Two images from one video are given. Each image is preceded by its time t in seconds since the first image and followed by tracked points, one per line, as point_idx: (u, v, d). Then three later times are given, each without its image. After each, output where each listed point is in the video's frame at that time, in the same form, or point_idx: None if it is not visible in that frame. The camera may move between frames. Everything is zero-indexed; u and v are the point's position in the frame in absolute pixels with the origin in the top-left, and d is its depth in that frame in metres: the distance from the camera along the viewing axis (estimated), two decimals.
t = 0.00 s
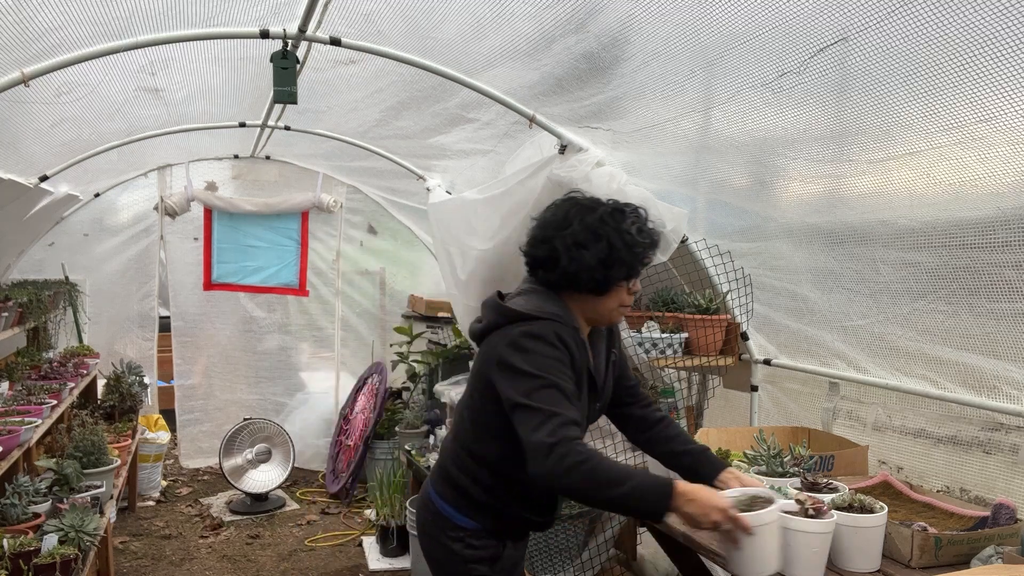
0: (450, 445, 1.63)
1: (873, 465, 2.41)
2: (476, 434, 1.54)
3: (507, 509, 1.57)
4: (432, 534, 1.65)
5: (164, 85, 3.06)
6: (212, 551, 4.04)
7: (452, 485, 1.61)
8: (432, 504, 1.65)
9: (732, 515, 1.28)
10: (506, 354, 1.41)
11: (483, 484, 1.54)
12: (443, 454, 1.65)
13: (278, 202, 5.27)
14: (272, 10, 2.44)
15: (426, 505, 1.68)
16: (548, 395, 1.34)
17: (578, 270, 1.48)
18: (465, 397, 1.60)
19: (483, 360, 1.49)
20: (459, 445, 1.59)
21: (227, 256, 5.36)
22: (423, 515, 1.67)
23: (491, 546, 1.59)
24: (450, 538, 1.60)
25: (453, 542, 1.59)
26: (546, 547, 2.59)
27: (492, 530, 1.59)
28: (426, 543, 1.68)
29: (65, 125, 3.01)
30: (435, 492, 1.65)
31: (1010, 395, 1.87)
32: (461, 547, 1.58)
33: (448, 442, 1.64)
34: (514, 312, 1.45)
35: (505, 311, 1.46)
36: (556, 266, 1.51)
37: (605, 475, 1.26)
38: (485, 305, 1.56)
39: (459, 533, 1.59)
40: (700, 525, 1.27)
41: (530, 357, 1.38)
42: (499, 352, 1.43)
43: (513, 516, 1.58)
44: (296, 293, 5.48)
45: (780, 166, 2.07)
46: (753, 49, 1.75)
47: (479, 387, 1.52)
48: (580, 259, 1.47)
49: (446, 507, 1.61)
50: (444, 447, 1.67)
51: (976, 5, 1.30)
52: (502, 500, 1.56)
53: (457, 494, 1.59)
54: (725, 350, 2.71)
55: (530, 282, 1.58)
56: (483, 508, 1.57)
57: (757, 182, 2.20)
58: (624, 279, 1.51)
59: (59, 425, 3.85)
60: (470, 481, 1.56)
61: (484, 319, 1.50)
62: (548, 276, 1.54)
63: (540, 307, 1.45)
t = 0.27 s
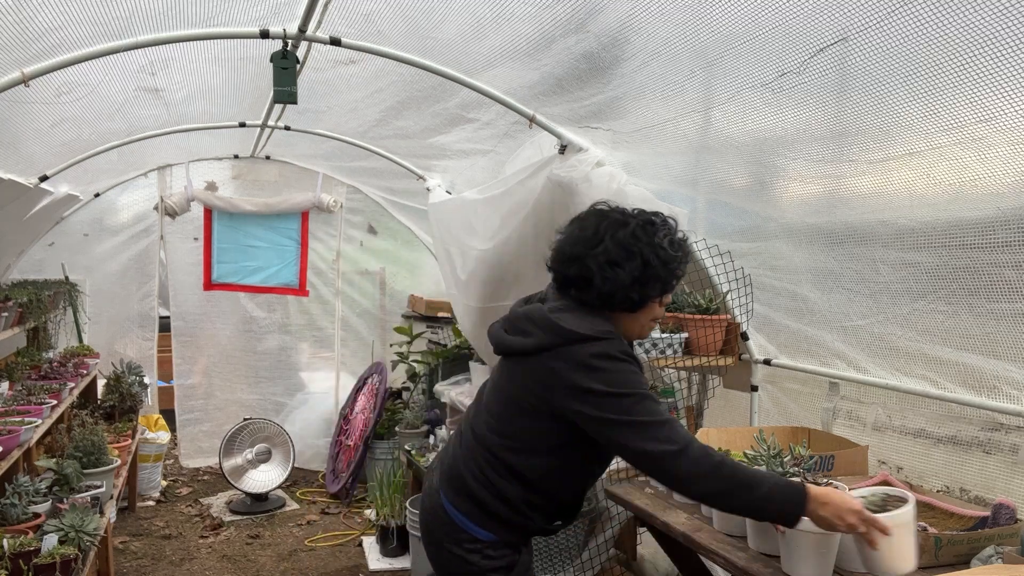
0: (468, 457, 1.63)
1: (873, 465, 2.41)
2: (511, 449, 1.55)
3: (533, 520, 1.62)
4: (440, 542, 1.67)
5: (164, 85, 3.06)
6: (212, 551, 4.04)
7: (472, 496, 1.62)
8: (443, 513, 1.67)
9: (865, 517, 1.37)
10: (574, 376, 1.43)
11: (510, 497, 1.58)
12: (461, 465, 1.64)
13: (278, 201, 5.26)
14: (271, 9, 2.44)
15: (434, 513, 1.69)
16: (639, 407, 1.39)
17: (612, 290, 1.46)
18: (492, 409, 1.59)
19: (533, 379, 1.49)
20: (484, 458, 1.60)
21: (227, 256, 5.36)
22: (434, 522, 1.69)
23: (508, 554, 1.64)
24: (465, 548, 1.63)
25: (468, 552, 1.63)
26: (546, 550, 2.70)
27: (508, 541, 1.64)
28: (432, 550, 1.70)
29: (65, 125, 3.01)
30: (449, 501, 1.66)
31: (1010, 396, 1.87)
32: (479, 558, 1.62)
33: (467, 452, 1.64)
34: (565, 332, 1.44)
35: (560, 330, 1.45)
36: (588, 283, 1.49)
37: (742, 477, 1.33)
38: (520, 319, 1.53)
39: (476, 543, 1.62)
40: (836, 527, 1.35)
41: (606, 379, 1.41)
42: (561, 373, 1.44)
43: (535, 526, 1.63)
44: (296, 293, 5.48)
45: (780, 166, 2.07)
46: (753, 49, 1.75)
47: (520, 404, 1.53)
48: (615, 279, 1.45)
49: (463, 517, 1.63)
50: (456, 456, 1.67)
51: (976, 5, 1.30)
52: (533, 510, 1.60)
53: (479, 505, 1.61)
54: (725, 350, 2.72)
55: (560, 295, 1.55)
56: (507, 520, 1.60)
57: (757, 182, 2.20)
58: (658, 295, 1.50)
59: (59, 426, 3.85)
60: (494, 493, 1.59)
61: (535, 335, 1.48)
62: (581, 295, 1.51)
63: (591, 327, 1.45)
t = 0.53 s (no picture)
0: (480, 463, 1.58)
1: (873, 465, 2.40)
2: (533, 457, 1.51)
3: (544, 524, 1.60)
4: (445, 548, 1.61)
5: (164, 85, 3.06)
6: (212, 551, 4.03)
7: (484, 503, 1.57)
8: (450, 518, 1.60)
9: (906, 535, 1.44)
10: (612, 388, 1.42)
11: (527, 503, 1.55)
12: (471, 470, 1.58)
13: (278, 202, 5.27)
14: (271, 9, 2.44)
15: (437, 518, 1.62)
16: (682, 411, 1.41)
17: (636, 305, 1.46)
18: (509, 416, 1.55)
19: (564, 389, 1.46)
20: (500, 464, 1.55)
21: (227, 256, 5.36)
22: (437, 528, 1.62)
23: (516, 556, 1.62)
24: (475, 553, 1.59)
25: (478, 558, 1.59)
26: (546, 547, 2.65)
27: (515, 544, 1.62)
28: (434, 556, 1.64)
29: (65, 125, 3.01)
30: (457, 507, 1.60)
31: (1010, 396, 1.86)
32: (489, 563, 1.59)
33: (479, 457, 1.58)
34: (599, 346, 1.43)
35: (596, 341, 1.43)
36: (610, 297, 1.48)
37: (790, 475, 1.39)
38: (546, 328, 1.49)
39: (487, 548, 1.58)
40: (876, 539, 1.43)
41: (647, 389, 1.41)
42: (598, 384, 1.43)
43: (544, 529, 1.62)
44: (296, 293, 5.48)
45: (779, 166, 2.07)
46: (753, 49, 1.75)
47: (546, 413, 1.49)
48: (639, 293, 1.45)
49: (474, 523, 1.58)
50: (463, 461, 1.60)
51: (976, 5, 1.30)
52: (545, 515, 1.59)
53: (493, 511, 1.57)
54: (725, 350, 2.74)
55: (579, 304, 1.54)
56: (520, 525, 1.58)
57: (757, 182, 2.20)
58: (677, 308, 1.51)
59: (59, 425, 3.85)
60: (510, 499, 1.55)
61: (570, 345, 1.45)
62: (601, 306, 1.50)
63: (623, 339, 1.45)
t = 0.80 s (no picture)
0: (478, 458, 1.56)
1: (873, 465, 2.40)
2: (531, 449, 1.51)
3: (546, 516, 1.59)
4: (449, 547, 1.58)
5: (164, 84, 3.06)
6: (212, 551, 4.03)
7: (487, 498, 1.55)
8: (453, 516, 1.58)
9: (869, 528, 1.36)
10: (599, 377, 1.41)
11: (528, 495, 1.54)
12: (471, 467, 1.56)
13: (278, 202, 5.27)
14: (271, 10, 2.44)
15: (437, 516, 1.59)
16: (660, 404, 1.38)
17: (634, 295, 1.46)
18: (503, 412, 1.54)
19: (555, 381, 1.46)
20: (499, 458, 1.54)
21: (227, 256, 5.36)
22: (438, 529, 1.59)
23: (520, 549, 1.60)
24: (480, 549, 1.56)
25: (483, 555, 1.56)
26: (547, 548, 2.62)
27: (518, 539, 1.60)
28: (436, 557, 1.61)
29: (65, 125, 3.01)
30: (459, 503, 1.58)
31: (1010, 396, 1.86)
32: (495, 558, 1.57)
33: (477, 454, 1.56)
34: (589, 337, 1.43)
35: (583, 331, 1.43)
36: (613, 285, 1.48)
37: (738, 483, 1.32)
38: (533, 323, 1.50)
39: (491, 543, 1.56)
40: (836, 533, 1.35)
41: (630, 378, 1.41)
42: (584, 373, 1.42)
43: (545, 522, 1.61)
44: (296, 293, 5.47)
45: (779, 166, 2.07)
46: (753, 50, 1.75)
47: (539, 405, 1.49)
48: (638, 284, 1.45)
49: (478, 519, 1.56)
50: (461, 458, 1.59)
51: (976, 5, 1.29)
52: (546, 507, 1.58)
53: (496, 506, 1.55)
54: (725, 351, 2.72)
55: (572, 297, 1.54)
56: (522, 518, 1.56)
57: (757, 182, 2.20)
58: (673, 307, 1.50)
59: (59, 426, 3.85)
60: (511, 493, 1.54)
61: (558, 337, 1.45)
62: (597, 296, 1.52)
63: (612, 329, 1.45)
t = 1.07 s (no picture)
0: (460, 452, 1.47)
1: (873, 465, 2.40)
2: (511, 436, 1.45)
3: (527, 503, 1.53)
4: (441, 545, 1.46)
5: (164, 85, 3.06)
6: (212, 551, 4.03)
7: (475, 489, 1.46)
8: (442, 512, 1.47)
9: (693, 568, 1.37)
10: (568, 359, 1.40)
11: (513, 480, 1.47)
12: (452, 461, 1.47)
13: (278, 202, 5.27)
14: (271, 10, 2.44)
15: (426, 515, 1.47)
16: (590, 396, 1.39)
17: (598, 283, 1.52)
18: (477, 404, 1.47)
19: (526, 370, 1.44)
20: (483, 449, 1.46)
21: (227, 256, 5.36)
22: (428, 528, 1.47)
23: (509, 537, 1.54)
24: (472, 540, 1.47)
25: (475, 548, 1.47)
26: (546, 548, 2.58)
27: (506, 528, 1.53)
28: (425, 558, 1.49)
29: (65, 125, 3.01)
30: (445, 499, 1.47)
31: (1010, 396, 1.86)
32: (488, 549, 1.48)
33: (458, 447, 1.48)
34: (552, 323, 1.43)
35: (546, 321, 1.43)
36: (574, 276, 1.52)
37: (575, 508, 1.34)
38: (496, 318, 1.47)
39: (483, 532, 1.48)
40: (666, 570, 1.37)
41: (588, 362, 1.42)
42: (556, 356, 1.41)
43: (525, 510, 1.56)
44: (296, 293, 5.47)
45: (779, 166, 2.07)
46: (753, 50, 1.75)
47: (513, 394, 1.44)
48: (602, 272, 1.52)
49: (467, 512, 1.47)
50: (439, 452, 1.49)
51: (976, 5, 1.29)
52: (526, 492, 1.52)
53: (485, 496, 1.47)
54: (725, 350, 2.71)
55: (529, 290, 1.54)
56: (508, 506, 1.49)
57: (757, 183, 2.19)
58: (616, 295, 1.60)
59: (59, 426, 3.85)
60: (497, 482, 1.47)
61: (526, 325, 1.43)
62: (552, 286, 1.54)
63: (574, 317, 1.46)
